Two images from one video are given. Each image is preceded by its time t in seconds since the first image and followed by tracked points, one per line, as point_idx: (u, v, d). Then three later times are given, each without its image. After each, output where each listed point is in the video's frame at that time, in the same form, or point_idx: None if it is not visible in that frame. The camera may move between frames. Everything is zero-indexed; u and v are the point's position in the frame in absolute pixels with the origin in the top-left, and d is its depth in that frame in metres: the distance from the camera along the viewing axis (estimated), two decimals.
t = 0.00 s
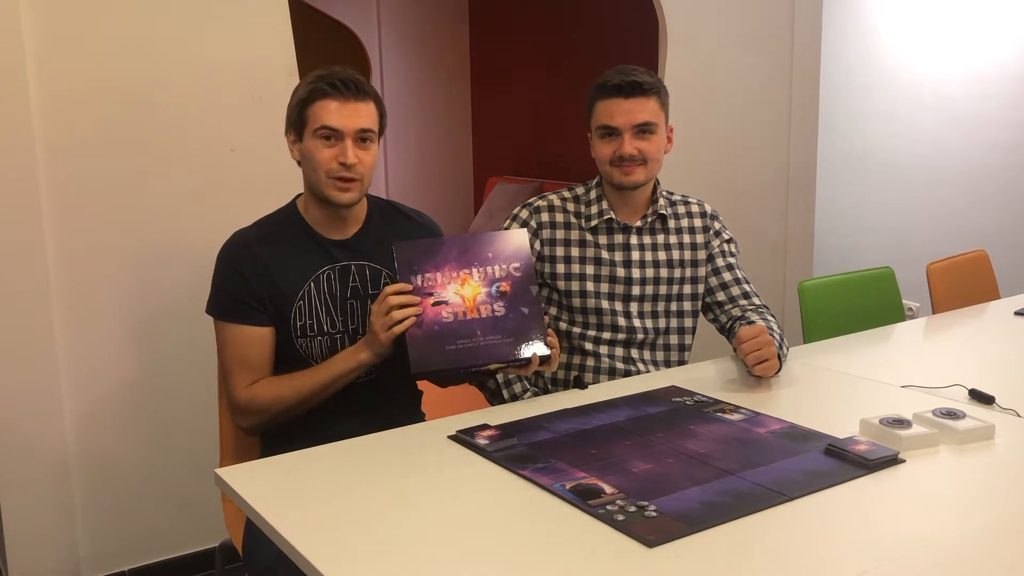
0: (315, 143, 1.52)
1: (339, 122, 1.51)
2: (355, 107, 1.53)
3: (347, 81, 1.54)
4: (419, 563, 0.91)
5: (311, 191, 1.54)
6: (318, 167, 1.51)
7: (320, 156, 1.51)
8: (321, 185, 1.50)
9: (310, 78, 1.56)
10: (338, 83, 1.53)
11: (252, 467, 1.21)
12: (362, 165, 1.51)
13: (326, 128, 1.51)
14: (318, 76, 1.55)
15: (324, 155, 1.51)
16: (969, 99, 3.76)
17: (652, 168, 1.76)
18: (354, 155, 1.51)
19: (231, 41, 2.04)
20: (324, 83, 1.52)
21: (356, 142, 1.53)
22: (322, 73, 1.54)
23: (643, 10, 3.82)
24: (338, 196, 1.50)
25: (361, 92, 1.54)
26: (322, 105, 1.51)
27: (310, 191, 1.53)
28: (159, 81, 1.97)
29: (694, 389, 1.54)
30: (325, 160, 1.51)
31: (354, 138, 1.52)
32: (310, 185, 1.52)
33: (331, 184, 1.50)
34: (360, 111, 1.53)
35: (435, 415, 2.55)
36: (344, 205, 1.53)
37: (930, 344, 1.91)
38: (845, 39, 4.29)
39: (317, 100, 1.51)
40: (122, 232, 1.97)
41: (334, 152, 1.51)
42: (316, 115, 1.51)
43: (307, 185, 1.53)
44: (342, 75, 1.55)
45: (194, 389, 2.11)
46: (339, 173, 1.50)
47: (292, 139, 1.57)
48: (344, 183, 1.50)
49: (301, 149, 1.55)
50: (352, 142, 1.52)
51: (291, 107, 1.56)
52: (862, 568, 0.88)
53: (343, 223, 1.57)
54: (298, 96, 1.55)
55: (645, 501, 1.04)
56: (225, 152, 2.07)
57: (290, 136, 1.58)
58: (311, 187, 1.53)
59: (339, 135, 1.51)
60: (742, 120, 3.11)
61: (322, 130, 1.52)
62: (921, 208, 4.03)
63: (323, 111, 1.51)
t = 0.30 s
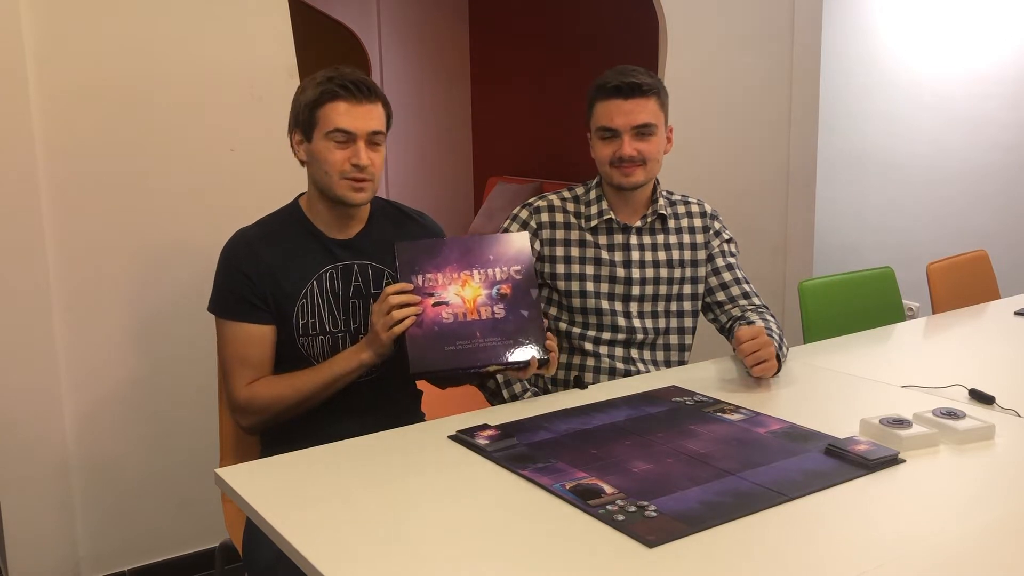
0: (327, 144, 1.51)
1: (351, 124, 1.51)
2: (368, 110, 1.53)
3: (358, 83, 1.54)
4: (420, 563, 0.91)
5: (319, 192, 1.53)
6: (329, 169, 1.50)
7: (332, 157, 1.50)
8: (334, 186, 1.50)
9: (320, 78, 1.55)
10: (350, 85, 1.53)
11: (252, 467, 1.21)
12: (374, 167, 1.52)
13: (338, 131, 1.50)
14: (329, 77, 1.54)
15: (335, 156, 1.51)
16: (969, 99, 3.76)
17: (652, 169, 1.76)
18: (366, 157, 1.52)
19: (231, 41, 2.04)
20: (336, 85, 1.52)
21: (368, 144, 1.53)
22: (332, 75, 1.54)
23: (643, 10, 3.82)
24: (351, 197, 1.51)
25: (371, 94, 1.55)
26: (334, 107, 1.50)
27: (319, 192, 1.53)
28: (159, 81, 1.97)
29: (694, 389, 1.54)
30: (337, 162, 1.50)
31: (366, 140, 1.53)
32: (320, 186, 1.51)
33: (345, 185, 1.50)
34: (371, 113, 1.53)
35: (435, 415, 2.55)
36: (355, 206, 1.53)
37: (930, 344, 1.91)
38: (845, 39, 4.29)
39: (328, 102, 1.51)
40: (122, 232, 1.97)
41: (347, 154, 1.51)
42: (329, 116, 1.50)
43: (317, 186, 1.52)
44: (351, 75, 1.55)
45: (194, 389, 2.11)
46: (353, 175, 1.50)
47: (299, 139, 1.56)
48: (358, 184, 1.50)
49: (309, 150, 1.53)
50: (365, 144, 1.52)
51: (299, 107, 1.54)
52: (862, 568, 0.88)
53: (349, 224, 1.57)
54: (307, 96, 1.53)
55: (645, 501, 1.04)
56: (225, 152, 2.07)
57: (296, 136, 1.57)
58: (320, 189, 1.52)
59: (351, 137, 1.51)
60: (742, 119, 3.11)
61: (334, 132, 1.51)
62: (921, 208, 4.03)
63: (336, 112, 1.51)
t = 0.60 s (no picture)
0: (383, 150, 1.52)
1: (405, 128, 1.55)
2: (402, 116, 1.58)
3: (399, 88, 1.58)
4: (420, 563, 0.91)
5: (367, 197, 1.54)
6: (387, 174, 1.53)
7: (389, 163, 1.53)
8: (392, 189, 1.54)
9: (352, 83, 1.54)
10: (398, 91, 1.56)
11: (252, 467, 1.21)
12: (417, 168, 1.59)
13: (395, 136, 1.53)
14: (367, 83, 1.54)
15: (392, 160, 1.53)
16: (968, 99, 3.76)
17: (651, 171, 1.76)
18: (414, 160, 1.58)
19: (231, 41, 2.04)
20: (388, 91, 1.54)
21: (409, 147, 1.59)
22: (377, 79, 1.54)
23: (643, 10, 3.83)
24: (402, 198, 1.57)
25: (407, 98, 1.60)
26: (390, 112, 1.53)
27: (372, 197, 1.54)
28: (159, 80, 1.97)
29: (694, 389, 1.54)
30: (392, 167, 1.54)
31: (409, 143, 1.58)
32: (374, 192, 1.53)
33: (400, 187, 1.55)
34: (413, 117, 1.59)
35: (436, 415, 2.56)
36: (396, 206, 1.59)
37: (930, 344, 1.91)
38: (845, 39, 4.29)
39: (384, 108, 1.53)
40: (123, 232, 1.97)
41: (400, 158, 1.54)
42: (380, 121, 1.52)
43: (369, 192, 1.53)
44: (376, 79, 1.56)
45: (195, 389, 2.12)
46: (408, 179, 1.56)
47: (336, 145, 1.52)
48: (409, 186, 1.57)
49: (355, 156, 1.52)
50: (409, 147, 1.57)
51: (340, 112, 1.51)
52: (862, 568, 0.88)
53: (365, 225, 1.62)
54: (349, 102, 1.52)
55: (645, 501, 1.04)
56: (225, 152, 2.07)
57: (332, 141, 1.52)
58: (371, 192, 1.53)
59: (402, 142, 1.55)
60: (743, 119, 3.11)
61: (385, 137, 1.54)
62: (921, 208, 4.03)
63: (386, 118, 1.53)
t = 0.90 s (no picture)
0: (395, 150, 1.52)
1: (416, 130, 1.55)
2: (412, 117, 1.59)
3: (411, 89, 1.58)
4: (420, 563, 0.91)
5: (377, 197, 1.54)
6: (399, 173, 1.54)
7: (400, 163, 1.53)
8: (402, 190, 1.54)
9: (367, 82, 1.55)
10: (410, 92, 1.57)
11: (252, 467, 1.21)
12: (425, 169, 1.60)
13: (406, 137, 1.54)
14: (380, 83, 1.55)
15: (403, 161, 1.53)
16: (968, 99, 3.76)
17: (651, 171, 1.76)
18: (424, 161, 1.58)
19: (231, 41, 2.04)
20: (402, 92, 1.55)
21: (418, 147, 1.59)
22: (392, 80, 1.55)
23: (643, 10, 3.83)
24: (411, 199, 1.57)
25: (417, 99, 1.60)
26: (403, 113, 1.54)
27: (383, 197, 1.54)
28: (159, 80, 1.97)
29: (694, 389, 1.54)
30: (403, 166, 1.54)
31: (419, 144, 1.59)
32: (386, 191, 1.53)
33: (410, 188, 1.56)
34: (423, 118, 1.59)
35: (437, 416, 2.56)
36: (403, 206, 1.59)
37: (931, 345, 1.91)
38: (845, 39, 4.29)
39: (398, 109, 1.53)
40: (123, 232, 1.97)
41: (411, 159, 1.55)
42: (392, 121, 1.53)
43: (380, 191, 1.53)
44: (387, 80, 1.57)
45: (195, 389, 2.11)
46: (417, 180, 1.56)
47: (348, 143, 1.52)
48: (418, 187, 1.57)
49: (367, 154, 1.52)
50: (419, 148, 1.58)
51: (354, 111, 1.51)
52: (862, 569, 0.88)
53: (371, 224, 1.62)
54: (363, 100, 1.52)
55: (645, 501, 1.04)
56: (225, 152, 2.07)
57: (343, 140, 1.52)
58: (381, 193, 1.53)
59: (412, 143, 1.56)
60: (743, 119, 3.11)
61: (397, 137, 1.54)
62: (921, 208, 4.03)
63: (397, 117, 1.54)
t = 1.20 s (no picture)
0: (371, 134, 1.53)
1: (398, 116, 1.53)
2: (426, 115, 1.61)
3: (401, 78, 1.58)
4: (420, 564, 0.91)
5: (363, 183, 1.54)
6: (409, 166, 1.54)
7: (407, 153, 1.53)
8: (378, 176, 1.52)
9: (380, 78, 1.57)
10: (394, 79, 1.56)
11: (252, 467, 1.21)
12: (417, 158, 1.56)
13: (385, 122, 1.53)
14: (394, 79, 1.57)
15: (380, 146, 1.52)
16: (968, 99, 3.77)
17: (639, 173, 1.74)
18: (412, 149, 1.55)
19: (230, 41, 2.04)
20: (381, 79, 1.55)
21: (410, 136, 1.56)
22: (376, 68, 1.57)
23: (643, 10, 3.82)
24: (395, 187, 1.53)
25: (412, 89, 1.59)
26: (381, 99, 1.53)
27: (390, 189, 1.53)
28: (159, 80, 1.97)
29: (694, 389, 1.54)
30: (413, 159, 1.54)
31: (409, 132, 1.56)
32: (392, 183, 1.52)
33: (390, 175, 1.52)
34: (415, 107, 1.57)
35: (436, 416, 2.56)
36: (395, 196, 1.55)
37: (930, 345, 1.91)
38: (845, 39, 4.29)
39: (375, 95, 1.54)
40: (123, 232, 1.97)
41: (392, 145, 1.53)
42: (404, 115, 1.54)
43: (387, 183, 1.52)
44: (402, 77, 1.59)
45: (195, 389, 2.11)
46: (401, 166, 1.53)
47: (360, 136, 1.53)
48: (402, 174, 1.53)
49: (376, 146, 1.52)
50: (408, 136, 1.55)
51: (367, 104, 1.53)
52: (862, 568, 0.88)
53: (386, 221, 1.61)
54: (376, 94, 1.54)
55: (645, 501, 1.04)
56: (225, 152, 2.07)
57: (355, 132, 1.54)
58: (361, 178, 1.53)
59: (396, 129, 1.54)
60: (742, 119, 3.11)
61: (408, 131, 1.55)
62: (921, 208, 4.03)
63: (409, 111, 1.55)
